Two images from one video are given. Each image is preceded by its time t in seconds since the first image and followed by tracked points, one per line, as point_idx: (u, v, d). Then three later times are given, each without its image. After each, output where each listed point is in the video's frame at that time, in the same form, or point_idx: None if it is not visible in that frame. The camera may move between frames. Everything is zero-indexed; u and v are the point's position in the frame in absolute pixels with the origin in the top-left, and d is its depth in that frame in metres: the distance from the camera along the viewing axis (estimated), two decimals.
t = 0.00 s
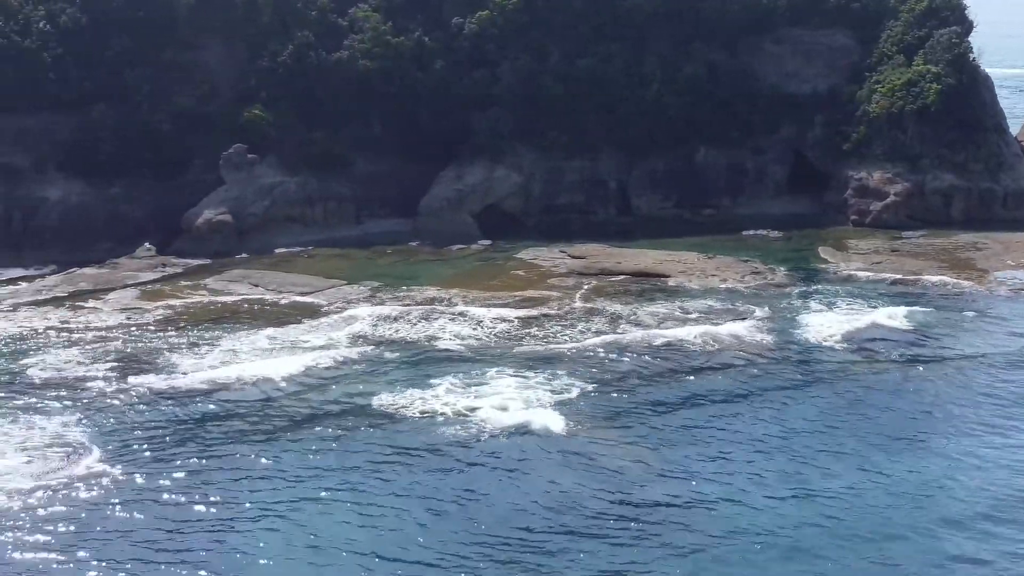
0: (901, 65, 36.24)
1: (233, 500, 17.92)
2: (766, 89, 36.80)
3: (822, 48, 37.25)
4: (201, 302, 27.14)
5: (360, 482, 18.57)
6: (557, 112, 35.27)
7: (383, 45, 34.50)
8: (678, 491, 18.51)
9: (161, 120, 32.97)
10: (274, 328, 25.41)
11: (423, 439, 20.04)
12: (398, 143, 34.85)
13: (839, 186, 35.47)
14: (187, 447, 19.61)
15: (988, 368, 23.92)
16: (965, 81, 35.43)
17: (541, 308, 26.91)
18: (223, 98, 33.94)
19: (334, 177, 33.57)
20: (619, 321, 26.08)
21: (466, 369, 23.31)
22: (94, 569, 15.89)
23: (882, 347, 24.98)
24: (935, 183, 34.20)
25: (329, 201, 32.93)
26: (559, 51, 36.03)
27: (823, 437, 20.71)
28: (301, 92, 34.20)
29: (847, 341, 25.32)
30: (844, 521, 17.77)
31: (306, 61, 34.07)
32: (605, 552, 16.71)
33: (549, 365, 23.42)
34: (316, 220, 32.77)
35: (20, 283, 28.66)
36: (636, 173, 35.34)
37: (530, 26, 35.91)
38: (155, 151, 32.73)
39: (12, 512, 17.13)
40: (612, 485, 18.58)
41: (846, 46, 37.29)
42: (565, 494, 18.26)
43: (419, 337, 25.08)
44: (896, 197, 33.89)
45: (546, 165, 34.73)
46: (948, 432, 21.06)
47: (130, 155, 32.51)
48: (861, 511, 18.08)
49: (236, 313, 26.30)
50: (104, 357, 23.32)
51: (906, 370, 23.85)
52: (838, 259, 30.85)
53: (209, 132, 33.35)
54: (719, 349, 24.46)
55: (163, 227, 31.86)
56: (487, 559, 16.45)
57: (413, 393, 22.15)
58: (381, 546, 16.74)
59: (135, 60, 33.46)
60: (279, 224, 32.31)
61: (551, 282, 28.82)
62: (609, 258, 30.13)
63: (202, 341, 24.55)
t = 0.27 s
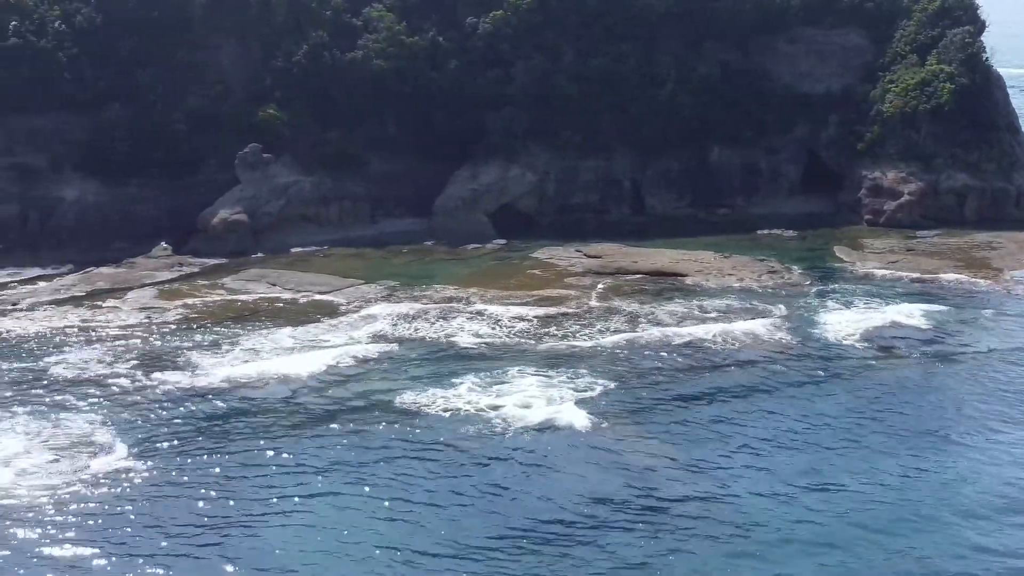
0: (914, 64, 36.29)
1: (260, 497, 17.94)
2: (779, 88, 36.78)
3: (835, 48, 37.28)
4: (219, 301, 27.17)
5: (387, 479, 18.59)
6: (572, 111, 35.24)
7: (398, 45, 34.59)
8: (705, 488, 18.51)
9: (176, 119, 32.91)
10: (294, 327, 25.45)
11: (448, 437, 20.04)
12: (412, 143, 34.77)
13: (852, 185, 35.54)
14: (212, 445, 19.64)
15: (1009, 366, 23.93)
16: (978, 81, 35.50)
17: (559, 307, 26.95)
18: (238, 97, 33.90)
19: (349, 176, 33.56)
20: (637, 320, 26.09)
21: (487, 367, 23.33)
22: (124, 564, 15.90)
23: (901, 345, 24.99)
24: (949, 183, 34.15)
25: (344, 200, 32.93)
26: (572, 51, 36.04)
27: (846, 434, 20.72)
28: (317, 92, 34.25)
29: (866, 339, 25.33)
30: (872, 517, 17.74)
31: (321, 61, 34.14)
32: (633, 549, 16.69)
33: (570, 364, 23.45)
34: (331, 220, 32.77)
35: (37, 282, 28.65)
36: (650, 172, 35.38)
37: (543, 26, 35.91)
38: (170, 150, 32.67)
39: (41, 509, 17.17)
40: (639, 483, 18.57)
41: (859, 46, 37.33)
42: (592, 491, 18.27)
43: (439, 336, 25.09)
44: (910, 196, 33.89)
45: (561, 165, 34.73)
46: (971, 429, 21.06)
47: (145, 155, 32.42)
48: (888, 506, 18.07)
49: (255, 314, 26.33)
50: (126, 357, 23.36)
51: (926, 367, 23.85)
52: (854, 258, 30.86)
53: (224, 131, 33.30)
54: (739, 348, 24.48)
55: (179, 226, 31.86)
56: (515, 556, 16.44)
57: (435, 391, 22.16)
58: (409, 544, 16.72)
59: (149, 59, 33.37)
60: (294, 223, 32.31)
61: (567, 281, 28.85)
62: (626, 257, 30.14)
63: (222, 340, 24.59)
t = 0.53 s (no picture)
0: (928, 64, 36.27)
1: (287, 495, 17.93)
2: (792, 87, 36.72)
3: (848, 47, 37.26)
4: (238, 300, 27.18)
5: (413, 478, 18.63)
6: (585, 111, 35.21)
7: (412, 44, 34.62)
8: (731, 485, 18.52)
9: (191, 118, 32.95)
10: (312, 326, 25.47)
11: (472, 436, 20.07)
12: (426, 143, 34.79)
13: (865, 185, 35.44)
14: (237, 443, 19.64)
15: None
16: (991, 80, 35.59)
17: (577, 306, 26.97)
18: (253, 97, 33.93)
19: (364, 175, 33.61)
20: (656, 319, 26.10)
21: (508, 367, 23.34)
22: (154, 560, 15.91)
23: (921, 344, 24.98)
24: (963, 182, 34.11)
25: (359, 200, 32.96)
26: (586, 51, 36.05)
27: (868, 433, 20.68)
28: (331, 91, 34.26)
29: (886, 338, 25.32)
30: (899, 513, 17.69)
31: (336, 61, 34.20)
32: (661, 545, 16.68)
33: (591, 364, 23.44)
34: (345, 219, 32.76)
35: (55, 281, 28.68)
36: (663, 172, 35.24)
37: (557, 25, 35.91)
38: (185, 150, 32.68)
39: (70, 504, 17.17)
40: (664, 482, 18.56)
41: (873, 46, 37.30)
42: (618, 489, 18.31)
43: (459, 335, 25.12)
44: (924, 195, 33.85)
45: (575, 164, 34.73)
46: (994, 427, 21.03)
47: (160, 154, 32.47)
48: (914, 503, 18.03)
49: (274, 312, 26.34)
50: (147, 355, 23.38)
51: (946, 366, 23.84)
52: (870, 257, 30.88)
53: (239, 131, 33.35)
54: (758, 347, 24.48)
55: (195, 225, 31.88)
56: (544, 553, 16.41)
57: (457, 391, 22.19)
58: (437, 541, 16.71)
59: (165, 59, 33.51)
60: (310, 222, 32.33)
61: (585, 280, 28.88)
62: (642, 257, 30.15)
63: (242, 339, 24.58)
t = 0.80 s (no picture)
0: (942, 63, 36.26)
1: (315, 492, 17.93)
2: (806, 87, 36.83)
3: (862, 47, 37.27)
4: (256, 299, 27.21)
5: (439, 477, 18.61)
6: (600, 111, 35.25)
7: (427, 44, 34.62)
8: (757, 482, 18.51)
9: (206, 118, 33.02)
10: (331, 326, 25.47)
11: (497, 434, 20.09)
12: (440, 143, 34.88)
13: (880, 185, 35.54)
14: (262, 441, 19.66)
15: None
16: (1005, 80, 35.64)
17: (595, 305, 26.97)
18: (268, 96, 34.00)
19: (378, 175, 33.63)
20: (675, 318, 26.10)
21: (529, 367, 23.34)
22: (184, 554, 15.90)
23: (942, 343, 24.95)
24: (977, 181, 34.10)
25: (374, 200, 32.99)
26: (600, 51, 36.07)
27: (891, 430, 20.69)
28: (346, 91, 34.27)
29: (906, 338, 25.30)
30: (927, 509, 17.63)
31: (350, 60, 34.19)
32: (690, 539, 16.64)
33: (612, 363, 23.42)
34: (360, 219, 32.78)
35: (72, 280, 28.69)
36: (678, 171, 35.30)
37: (571, 25, 35.90)
38: (200, 150, 32.72)
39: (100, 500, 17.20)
40: (691, 479, 18.56)
41: (886, 46, 37.30)
42: (646, 485, 18.32)
43: (479, 335, 25.14)
44: (938, 194, 33.81)
45: (589, 164, 34.73)
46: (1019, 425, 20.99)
47: (176, 154, 32.51)
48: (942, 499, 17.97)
49: (293, 312, 26.36)
50: (169, 354, 23.42)
51: (968, 364, 23.80)
52: (886, 257, 30.87)
53: (254, 131, 33.38)
54: (780, 347, 24.47)
55: (210, 225, 31.90)
56: (572, 548, 16.36)
57: (480, 389, 22.20)
58: (465, 537, 16.67)
59: (179, 60, 33.57)
60: (325, 222, 32.33)
61: (602, 280, 28.88)
62: (659, 256, 30.16)
63: (262, 339, 24.59)
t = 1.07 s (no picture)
0: (955, 63, 36.28)
1: (343, 490, 17.95)
2: (819, 87, 36.85)
3: (875, 47, 37.27)
4: (275, 299, 27.31)
5: (466, 473, 18.67)
6: (614, 110, 35.27)
7: (441, 44, 34.65)
8: (783, 479, 18.52)
9: (221, 118, 33.15)
10: (351, 325, 25.54)
11: (521, 431, 20.14)
12: (454, 143, 34.97)
13: (892, 185, 35.54)
14: (287, 439, 19.72)
15: None
16: (1018, 80, 35.66)
17: (613, 304, 27.04)
18: (283, 96, 34.10)
19: (393, 175, 33.70)
20: (693, 317, 26.15)
21: (550, 366, 23.38)
22: (214, 549, 15.93)
23: (962, 342, 24.95)
24: (990, 181, 34.20)
25: (388, 200, 33.04)
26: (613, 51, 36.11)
27: (915, 427, 20.71)
28: (361, 91, 34.35)
29: (925, 336, 25.30)
30: (955, 504, 17.61)
31: (365, 60, 34.22)
32: (718, 534, 16.64)
33: (634, 363, 23.48)
34: (375, 218, 32.79)
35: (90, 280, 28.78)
36: (692, 171, 35.33)
37: (584, 25, 35.86)
38: (216, 150, 32.83)
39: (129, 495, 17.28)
40: (716, 476, 18.57)
41: (899, 46, 37.32)
42: (671, 481, 18.35)
43: (499, 334, 25.21)
44: (952, 193, 33.81)
45: (603, 164, 34.76)
46: None
47: (191, 154, 32.61)
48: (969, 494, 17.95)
49: (312, 311, 26.44)
50: (191, 353, 23.54)
51: (989, 362, 23.80)
52: (901, 256, 30.92)
53: (269, 131, 33.52)
54: (799, 346, 24.51)
55: (225, 225, 31.96)
56: (600, 543, 16.37)
57: (502, 388, 22.26)
58: (493, 532, 16.67)
59: (194, 59, 33.66)
60: (340, 222, 32.33)
61: (620, 279, 28.93)
62: (676, 256, 30.19)
63: (282, 338, 24.67)
